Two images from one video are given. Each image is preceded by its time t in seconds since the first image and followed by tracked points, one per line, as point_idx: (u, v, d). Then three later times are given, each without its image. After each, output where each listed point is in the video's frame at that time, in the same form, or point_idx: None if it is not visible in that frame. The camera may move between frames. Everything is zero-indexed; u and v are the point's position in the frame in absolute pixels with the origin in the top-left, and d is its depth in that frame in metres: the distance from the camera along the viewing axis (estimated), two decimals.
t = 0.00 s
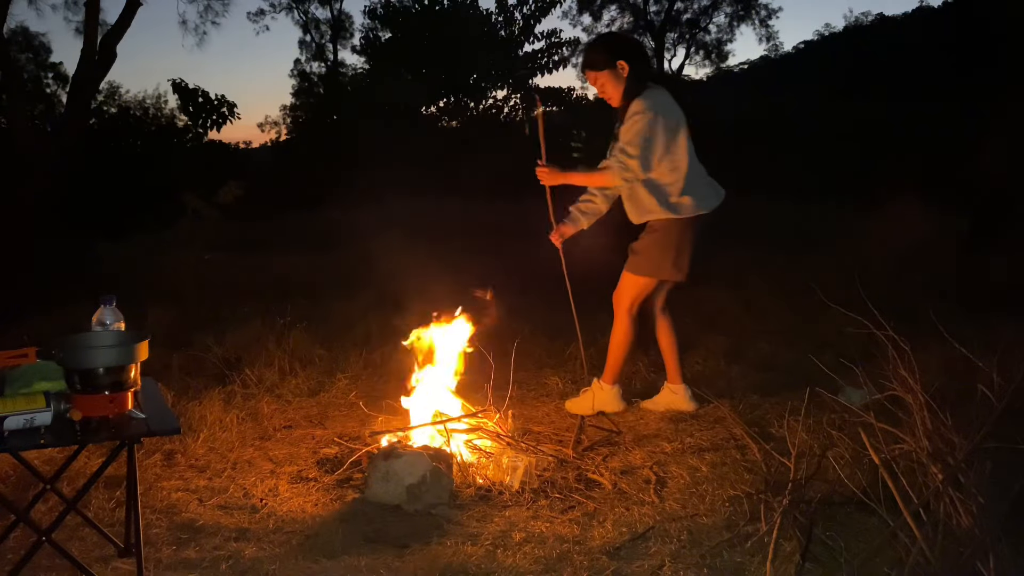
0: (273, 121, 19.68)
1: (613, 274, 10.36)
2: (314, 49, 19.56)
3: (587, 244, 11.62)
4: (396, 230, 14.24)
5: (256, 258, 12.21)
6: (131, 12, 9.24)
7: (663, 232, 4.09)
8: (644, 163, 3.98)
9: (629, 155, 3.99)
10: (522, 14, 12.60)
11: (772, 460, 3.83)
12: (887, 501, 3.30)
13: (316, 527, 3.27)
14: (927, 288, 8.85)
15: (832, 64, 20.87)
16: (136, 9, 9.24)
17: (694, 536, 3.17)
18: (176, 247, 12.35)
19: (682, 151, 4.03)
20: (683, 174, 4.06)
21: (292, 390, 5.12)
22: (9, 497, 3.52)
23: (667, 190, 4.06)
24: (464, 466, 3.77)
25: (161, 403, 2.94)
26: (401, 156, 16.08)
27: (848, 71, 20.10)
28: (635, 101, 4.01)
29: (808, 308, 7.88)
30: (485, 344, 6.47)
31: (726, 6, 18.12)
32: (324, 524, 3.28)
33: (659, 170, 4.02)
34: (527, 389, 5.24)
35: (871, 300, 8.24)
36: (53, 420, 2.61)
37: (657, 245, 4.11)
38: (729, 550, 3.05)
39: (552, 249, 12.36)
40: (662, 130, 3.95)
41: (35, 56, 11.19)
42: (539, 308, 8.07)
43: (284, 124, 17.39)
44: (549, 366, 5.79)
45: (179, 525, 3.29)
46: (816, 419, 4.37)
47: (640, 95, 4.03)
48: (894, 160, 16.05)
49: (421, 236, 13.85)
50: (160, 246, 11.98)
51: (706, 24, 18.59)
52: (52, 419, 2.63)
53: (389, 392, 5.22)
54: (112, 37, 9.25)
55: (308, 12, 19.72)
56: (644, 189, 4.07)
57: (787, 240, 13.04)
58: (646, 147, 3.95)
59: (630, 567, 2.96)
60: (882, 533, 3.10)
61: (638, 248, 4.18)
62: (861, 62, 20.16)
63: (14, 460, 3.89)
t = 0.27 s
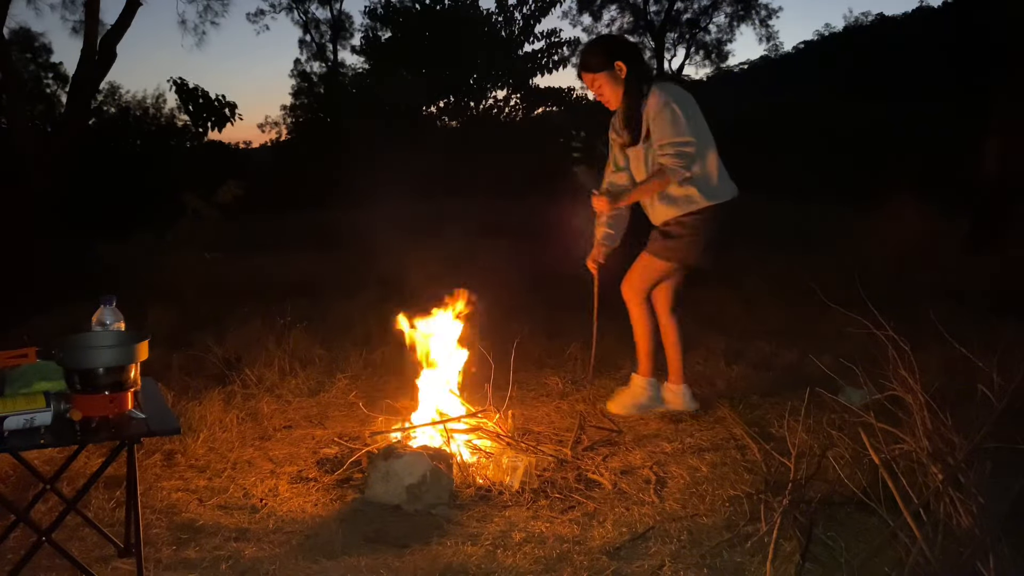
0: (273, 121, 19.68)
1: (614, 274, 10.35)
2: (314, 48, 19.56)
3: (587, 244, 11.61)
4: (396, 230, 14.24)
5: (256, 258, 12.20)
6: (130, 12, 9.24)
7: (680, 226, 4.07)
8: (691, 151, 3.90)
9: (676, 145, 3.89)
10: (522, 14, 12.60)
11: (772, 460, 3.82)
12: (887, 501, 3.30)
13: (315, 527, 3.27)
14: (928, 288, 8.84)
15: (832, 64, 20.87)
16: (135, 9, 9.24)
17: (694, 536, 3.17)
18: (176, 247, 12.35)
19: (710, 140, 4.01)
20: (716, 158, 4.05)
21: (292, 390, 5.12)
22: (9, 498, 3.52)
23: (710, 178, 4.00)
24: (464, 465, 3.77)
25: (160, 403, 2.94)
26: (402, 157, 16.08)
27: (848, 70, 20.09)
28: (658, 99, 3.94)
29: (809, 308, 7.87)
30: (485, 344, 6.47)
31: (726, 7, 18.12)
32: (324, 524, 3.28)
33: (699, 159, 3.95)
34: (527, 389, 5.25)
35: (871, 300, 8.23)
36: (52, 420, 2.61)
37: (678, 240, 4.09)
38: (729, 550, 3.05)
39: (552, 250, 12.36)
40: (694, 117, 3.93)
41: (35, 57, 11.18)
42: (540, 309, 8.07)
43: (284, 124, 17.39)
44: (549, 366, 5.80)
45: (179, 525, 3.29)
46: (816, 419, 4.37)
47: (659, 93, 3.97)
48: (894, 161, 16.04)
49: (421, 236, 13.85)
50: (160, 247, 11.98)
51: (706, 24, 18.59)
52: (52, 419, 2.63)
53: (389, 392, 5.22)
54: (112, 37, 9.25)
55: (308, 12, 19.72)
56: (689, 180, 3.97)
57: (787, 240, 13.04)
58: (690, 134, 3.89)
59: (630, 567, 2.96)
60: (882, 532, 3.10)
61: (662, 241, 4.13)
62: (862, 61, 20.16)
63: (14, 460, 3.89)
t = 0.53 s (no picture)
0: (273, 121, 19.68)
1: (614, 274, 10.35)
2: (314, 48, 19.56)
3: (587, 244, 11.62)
4: (396, 230, 14.24)
5: (256, 258, 12.21)
6: (130, 12, 9.24)
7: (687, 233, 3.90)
8: (700, 151, 3.75)
9: (685, 146, 3.74)
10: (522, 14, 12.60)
11: (773, 461, 3.82)
12: (887, 501, 3.30)
13: (315, 527, 3.27)
14: (927, 288, 8.85)
15: (832, 64, 20.87)
16: (136, 10, 9.24)
17: (694, 537, 3.17)
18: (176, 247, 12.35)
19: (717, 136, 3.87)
20: (722, 155, 3.91)
21: (292, 390, 5.12)
22: (9, 498, 3.52)
23: (719, 177, 3.87)
24: (464, 466, 3.77)
25: (160, 403, 2.94)
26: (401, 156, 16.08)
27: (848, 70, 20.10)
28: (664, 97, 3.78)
29: (809, 308, 7.88)
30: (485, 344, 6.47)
31: (726, 7, 18.12)
32: (324, 524, 3.28)
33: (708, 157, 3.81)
34: (527, 389, 5.24)
35: (871, 300, 8.24)
36: (53, 419, 2.61)
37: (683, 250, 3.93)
38: (729, 550, 3.05)
39: (552, 250, 12.37)
40: (701, 114, 3.79)
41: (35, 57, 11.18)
42: (540, 309, 8.07)
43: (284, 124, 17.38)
44: (549, 366, 5.79)
45: (179, 525, 3.29)
46: (816, 419, 4.36)
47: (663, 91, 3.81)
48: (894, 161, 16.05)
49: (421, 236, 13.85)
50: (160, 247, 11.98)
51: (706, 25, 18.58)
52: (52, 419, 2.63)
53: (389, 393, 5.22)
54: (112, 38, 9.25)
55: (308, 12, 19.72)
56: (700, 182, 3.83)
57: (787, 241, 13.05)
58: (700, 133, 3.75)
59: (630, 567, 2.96)
60: (882, 533, 3.10)
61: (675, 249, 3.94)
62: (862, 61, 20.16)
63: (14, 460, 3.89)
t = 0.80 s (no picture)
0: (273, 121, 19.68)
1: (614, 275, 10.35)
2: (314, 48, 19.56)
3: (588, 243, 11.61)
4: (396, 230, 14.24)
5: (256, 258, 12.21)
6: (131, 11, 9.24)
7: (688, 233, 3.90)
8: (694, 153, 3.71)
9: (678, 150, 3.70)
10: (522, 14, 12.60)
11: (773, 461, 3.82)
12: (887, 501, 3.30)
13: (316, 527, 3.27)
14: (928, 288, 8.84)
15: (832, 64, 20.86)
16: (135, 9, 9.24)
17: (694, 536, 3.17)
18: (176, 247, 12.35)
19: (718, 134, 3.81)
20: (724, 151, 3.85)
21: (292, 390, 5.12)
22: (10, 498, 3.52)
23: (717, 178, 3.81)
24: (464, 466, 3.77)
25: (160, 402, 2.94)
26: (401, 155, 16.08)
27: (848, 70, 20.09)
28: (658, 100, 3.74)
29: (809, 308, 7.87)
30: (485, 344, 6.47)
31: (726, 6, 18.11)
32: (324, 524, 3.28)
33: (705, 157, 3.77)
34: (527, 389, 5.24)
35: (871, 300, 8.23)
36: (53, 419, 2.61)
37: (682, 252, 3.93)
38: (729, 550, 3.05)
39: (552, 249, 12.37)
40: (697, 114, 3.72)
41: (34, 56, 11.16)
42: (540, 309, 8.07)
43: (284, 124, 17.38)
44: (549, 366, 5.79)
45: (179, 525, 3.29)
46: (816, 419, 4.36)
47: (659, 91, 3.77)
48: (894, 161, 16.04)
49: (421, 237, 13.85)
50: (160, 246, 11.98)
51: (706, 24, 18.58)
52: (52, 419, 2.63)
53: (388, 393, 5.22)
54: (112, 37, 9.26)
55: (308, 12, 19.72)
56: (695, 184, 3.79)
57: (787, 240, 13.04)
58: (693, 137, 3.70)
59: (630, 567, 2.96)
60: (882, 533, 3.10)
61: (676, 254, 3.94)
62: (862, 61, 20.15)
63: (14, 460, 3.89)
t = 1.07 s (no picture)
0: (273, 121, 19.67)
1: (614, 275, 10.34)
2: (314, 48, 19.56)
3: (587, 243, 11.61)
4: (396, 230, 14.24)
5: (256, 258, 12.21)
6: (131, 11, 9.24)
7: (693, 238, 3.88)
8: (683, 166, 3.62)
9: (665, 163, 3.61)
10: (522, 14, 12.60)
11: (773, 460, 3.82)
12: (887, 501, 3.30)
13: (316, 527, 3.27)
14: (928, 288, 8.84)
15: (832, 64, 20.85)
16: (135, 9, 9.23)
17: (694, 536, 3.17)
18: (176, 247, 12.34)
19: (710, 142, 3.74)
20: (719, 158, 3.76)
21: (292, 390, 5.12)
22: (9, 498, 3.52)
23: (711, 186, 3.73)
24: (465, 466, 3.77)
25: (160, 403, 2.94)
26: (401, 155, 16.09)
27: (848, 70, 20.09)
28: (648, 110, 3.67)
29: (809, 308, 7.87)
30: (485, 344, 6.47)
31: (726, 7, 18.12)
32: (324, 524, 3.28)
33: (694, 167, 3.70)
34: (527, 389, 5.24)
35: (871, 300, 8.23)
36: (53, 419, 2.61)
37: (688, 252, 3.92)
38: (729, 550, 3.04)
39: (551, 249, 12.37)
40: (687, 124, 3.63)
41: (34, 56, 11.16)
42: (540, 309, 8.07)
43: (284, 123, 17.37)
44: (549, 366, 5.79)
45: (179, 525, 3.29)
46: (816, 419, 4.36)
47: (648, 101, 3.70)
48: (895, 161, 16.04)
49: (421, 236, 13.85)
50: (160, 247, 11.98)
51: (706, 24, 18.59)
52: (52, 419, 2.63)
53: (388, 393, 5.22)
54: (113, 37, 9.26)
55: (308, 12, 19.72)
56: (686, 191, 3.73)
57: (787, 240, 13.04)
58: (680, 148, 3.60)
59: (630, 567, 2.96)
60: (882, 533, 3.10)
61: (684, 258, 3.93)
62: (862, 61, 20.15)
63: (14, 460, 3.89)
